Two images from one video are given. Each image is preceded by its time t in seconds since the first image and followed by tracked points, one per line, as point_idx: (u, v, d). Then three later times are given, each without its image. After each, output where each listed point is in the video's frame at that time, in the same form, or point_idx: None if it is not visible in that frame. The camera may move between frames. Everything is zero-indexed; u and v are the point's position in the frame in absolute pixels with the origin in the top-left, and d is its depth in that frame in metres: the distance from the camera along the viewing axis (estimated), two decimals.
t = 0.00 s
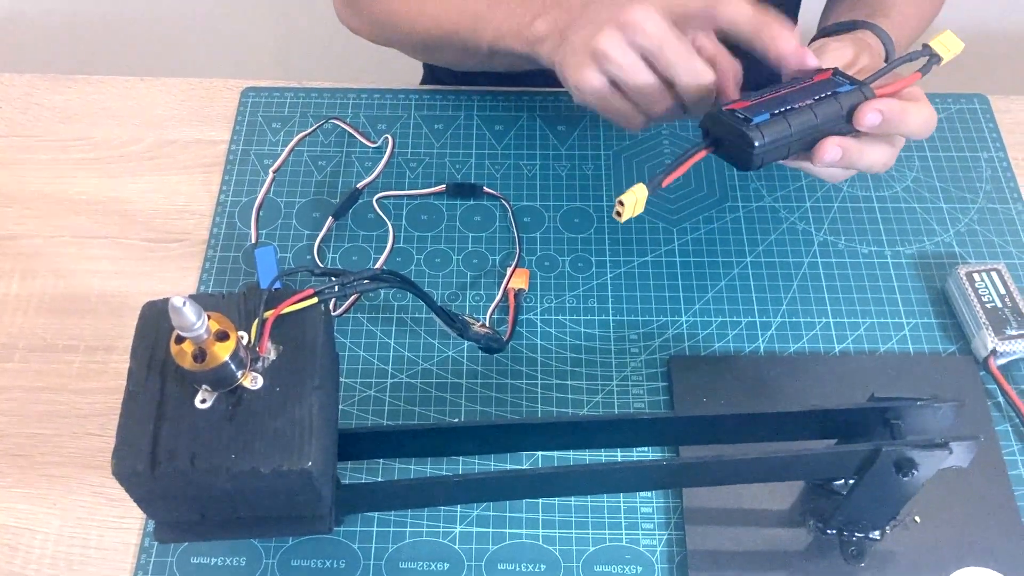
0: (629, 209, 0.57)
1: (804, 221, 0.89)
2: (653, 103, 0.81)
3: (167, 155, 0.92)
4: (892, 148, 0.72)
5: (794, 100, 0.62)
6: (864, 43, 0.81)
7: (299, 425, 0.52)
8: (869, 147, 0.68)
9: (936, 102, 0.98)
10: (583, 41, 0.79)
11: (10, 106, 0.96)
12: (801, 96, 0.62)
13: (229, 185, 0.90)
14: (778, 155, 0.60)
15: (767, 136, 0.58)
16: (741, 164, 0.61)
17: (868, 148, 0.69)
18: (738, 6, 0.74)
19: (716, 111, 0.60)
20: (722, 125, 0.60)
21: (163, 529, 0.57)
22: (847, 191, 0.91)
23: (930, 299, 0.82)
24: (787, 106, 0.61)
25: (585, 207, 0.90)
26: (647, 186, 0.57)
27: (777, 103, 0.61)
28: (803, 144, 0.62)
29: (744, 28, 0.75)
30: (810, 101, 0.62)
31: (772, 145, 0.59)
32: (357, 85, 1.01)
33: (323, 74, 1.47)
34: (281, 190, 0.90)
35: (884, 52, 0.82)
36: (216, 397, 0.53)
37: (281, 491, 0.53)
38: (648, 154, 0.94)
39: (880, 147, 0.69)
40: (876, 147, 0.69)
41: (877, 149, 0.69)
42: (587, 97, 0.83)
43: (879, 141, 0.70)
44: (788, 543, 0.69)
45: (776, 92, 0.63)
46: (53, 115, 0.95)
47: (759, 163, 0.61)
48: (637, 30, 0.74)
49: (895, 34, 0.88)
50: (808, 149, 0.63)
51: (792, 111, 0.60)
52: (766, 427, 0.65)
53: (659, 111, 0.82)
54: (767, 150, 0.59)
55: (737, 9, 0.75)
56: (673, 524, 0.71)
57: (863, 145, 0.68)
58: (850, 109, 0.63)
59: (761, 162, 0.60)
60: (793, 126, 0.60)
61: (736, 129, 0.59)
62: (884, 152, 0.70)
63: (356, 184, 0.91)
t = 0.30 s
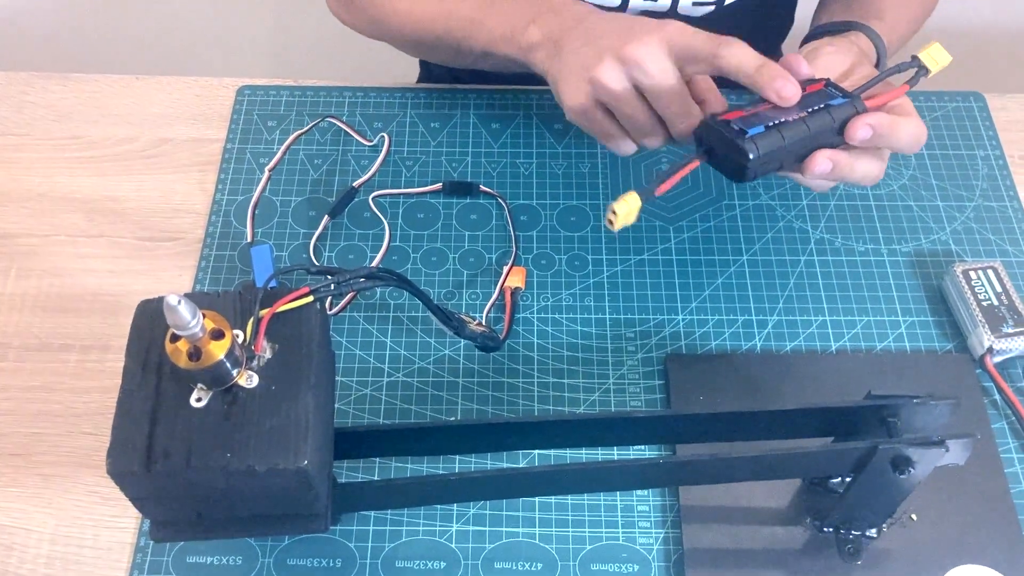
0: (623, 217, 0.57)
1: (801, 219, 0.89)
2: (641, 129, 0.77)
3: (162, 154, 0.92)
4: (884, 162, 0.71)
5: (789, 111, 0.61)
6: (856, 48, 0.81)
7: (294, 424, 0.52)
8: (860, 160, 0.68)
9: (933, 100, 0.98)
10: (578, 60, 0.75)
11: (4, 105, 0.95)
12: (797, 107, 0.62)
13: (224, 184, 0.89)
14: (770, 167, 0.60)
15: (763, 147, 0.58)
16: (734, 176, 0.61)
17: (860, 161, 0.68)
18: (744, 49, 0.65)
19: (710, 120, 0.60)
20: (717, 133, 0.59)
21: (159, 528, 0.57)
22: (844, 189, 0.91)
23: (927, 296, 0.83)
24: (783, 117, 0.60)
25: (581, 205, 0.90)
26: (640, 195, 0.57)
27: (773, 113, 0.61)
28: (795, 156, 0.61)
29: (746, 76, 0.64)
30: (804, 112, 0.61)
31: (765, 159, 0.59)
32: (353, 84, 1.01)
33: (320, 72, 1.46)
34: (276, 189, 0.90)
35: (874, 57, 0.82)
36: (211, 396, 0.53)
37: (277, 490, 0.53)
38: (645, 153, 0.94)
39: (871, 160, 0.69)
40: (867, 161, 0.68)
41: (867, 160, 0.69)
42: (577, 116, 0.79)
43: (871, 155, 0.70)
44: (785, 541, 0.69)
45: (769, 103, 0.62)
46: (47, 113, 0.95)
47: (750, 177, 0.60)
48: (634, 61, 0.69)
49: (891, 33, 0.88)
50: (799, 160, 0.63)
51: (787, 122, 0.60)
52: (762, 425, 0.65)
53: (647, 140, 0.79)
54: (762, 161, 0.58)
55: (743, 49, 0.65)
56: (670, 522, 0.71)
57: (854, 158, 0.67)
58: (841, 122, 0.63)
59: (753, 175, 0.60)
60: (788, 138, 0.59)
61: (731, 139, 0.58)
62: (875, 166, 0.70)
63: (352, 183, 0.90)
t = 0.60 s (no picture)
0: (609, 212, 0.57)
1: (798, 219, 0.89)
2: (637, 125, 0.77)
3: (159, 154, 0.91)
4: (869, 164, 0.71)
5: (774, 110, 0.61)
6: (847, 49, 0.81)
7: (291, 425, 0.52)
8: (846, 162, 0.67)
9: (929, 100, 0.98)
10: (571, 63, 0.74)
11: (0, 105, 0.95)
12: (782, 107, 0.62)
13: (221, 184, 0.89)
14: (753, 163, 0.60)
15: (746, 144, 0.58)
16: (717, 172, 0.61)
17: (846, 163, 0.68)
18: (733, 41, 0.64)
19: (696, 116, 0.61)
20: (699, 129, 0.60)
21: (155, 530, 0.57)
22: (840, 189, 0.91)
23: (923, 296, 0.83)
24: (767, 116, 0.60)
25: (577, 205, 0.90)
26: (627, 189, 0.57)
27: (757, 112, 0.61)
28: (779, 154, 0.61)
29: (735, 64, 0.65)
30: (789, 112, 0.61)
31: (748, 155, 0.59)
32: (349, 84, 1.01)
33: (317, 73, 1.47)
34: (273, 189, 0.89)
35: (866, 57, 0.82)
36: (207, 397, 0.53)
37: (273, 491, 0.53)
38: (642, 153, 0.94)
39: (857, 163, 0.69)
40: (853, 163, 0.68)
41: (853, 163, 0.69)
42: (574, 115, 0.79)
43: (859, 157, 0.70)
44: (781, 541, 0.69)
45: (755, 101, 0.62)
46: (43, 114, 0.94)
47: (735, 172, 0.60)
48: (621, 51, 0.69)
49: (887, 33, 0.88)
50: (784, 160, 0.63)
51: (771, 121, 0.60)
52: (758, 425, 0.65)
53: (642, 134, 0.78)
54: (744, 158, 0.59)
55: (731, 41, 0.65)
56: (667, 522, 0.71)
57: (840, 161, 0.67)
58: (827, 123, 0.63)
59: (738, 170, 0.60)
60: (772, 136, 0.59)
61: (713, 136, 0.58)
62: (861, 168, 0.70)
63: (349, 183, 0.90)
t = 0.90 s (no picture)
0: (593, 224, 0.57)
1: (787, 221, 0.88)
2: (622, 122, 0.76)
3: (147, 156, 0.91)
4: (855, 166, 0.71)
5: (756, 116, 0.61)
6: (833, 48, 0.81)
7: (273, 430, 0.52)
8: (830, 165, 0.67)
9: (919, 101, 0.98)
10: (557, 61, 0.74)
11: None
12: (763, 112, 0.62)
13: (209, 186, 0.89)
14: (736, 171, 0.60)
15: (728, 152, 0.58)
16: (701, 181, 0.61)
17: (831, 166, 0.68)
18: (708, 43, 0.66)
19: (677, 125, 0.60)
20: (681, 139, 0.59)
21: (138, 534, 0.56)
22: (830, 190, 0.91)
23: (912, 298, 0.82)
24: (748, 122, 0.60)
25: (566, 206, 0.89)
26: (610, 204, 0.57)
27: (739, 118, 0.60)
28: (763, 160, 0.61)
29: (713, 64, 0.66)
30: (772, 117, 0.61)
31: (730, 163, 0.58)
32: (338, 85, 1.00)
33: (308, 74, 1.46)
34: (261, 191, 0.89)
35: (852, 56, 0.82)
36: (189, 401, 0.52)
37: (256, 496, 0.53)
38: (631, 155, 0.94)
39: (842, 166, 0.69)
40: (838, 166, 0.68)
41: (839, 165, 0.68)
42: (557, 117, 0.79)
43: (844, 159, 0.69)
44: (769, 543, 0.69)
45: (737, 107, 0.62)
46: (31, 115, 0.94)
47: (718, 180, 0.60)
48: (599, 50, 0.69)
49: (875, 34, 0.88)
50: (766, 166, 0.63)
51: (752, 128, 0.60)
52: (745, 428, 0.65)
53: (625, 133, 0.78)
54: (726, 166, 0.58)
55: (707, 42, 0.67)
56: (654, 525, 0.71)
57: (824, 163, 0.67)
58: (809, 127, 0.62)
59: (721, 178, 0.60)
60: (754, 143, 0.59)
61: (695, 145, 0.58)
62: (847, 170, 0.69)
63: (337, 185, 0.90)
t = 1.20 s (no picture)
0: (557, 236, 0.56)
1: (760, 222, 0.88)
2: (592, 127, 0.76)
3: (115, 157, 0.90)
4: (821, 172, 0.71)
5: (723, 125, 0.60)
6: (803, 50, 0.80)
7: (227, 438, 0.51)
8: (795, 172, 0.68)
9: (895, 101, 0.97)
10: (524, 63, 0.73)
11: None
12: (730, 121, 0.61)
13: (177, 188, 0.88)
14: (702, 181, 0.59)
15: (693, 163, 0.57)
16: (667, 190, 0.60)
17: (795, 174, 0.68)
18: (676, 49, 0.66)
19: (644, 134, 0.59)
20: (647, 149, 0.58)
21: (94, 544, 0.56)
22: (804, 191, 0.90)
23: (885, 300, 0.82)
24: (714, 131, 0.59)
25: (539, 208, 0.89)
26: (575, 214, 0.56)
27: (705, 127, 0.60)
28: (729, 169, 0.60)
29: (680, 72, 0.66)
30: (738, 126, 0.60)
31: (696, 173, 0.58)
32: (310, 84, 0.99)
33: (286, 73, 1.45)
34: (230, 193, 0.88)
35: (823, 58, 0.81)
36: (143, 409, 0.52)
37: (211, 505, 0.52)
38: (605, 157, 0.93)
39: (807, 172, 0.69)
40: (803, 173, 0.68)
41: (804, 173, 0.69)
42: (526, 122, 0.78)
43: (809, 166, 0.70)
44: (737, 549, 0.69)
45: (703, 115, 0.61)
46: None
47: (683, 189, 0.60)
48: (567, 57, 0.69)
49: (848, 35, 0.88)
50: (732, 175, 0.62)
51: (718, 138, 0.59)
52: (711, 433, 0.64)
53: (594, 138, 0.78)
54: (692, 177, 0.58)
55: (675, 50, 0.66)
56: (623, 530, 0.70)
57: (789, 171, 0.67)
58: (776, 135, 0.62)
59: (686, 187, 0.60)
60: (719, 153, 0.58)
61: (660, 155, 0.57)
62: (812, 177, 0.69)
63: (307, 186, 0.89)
